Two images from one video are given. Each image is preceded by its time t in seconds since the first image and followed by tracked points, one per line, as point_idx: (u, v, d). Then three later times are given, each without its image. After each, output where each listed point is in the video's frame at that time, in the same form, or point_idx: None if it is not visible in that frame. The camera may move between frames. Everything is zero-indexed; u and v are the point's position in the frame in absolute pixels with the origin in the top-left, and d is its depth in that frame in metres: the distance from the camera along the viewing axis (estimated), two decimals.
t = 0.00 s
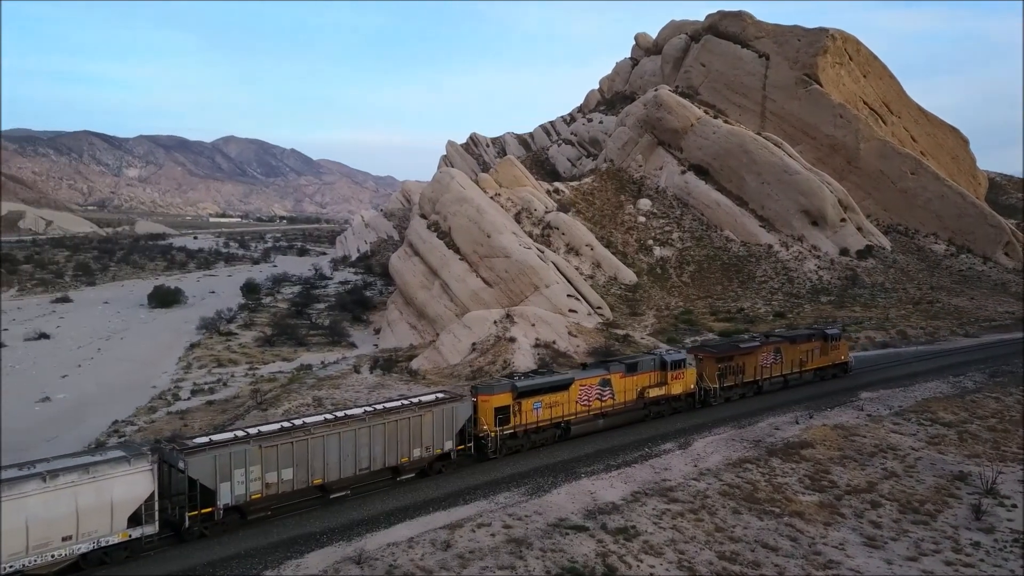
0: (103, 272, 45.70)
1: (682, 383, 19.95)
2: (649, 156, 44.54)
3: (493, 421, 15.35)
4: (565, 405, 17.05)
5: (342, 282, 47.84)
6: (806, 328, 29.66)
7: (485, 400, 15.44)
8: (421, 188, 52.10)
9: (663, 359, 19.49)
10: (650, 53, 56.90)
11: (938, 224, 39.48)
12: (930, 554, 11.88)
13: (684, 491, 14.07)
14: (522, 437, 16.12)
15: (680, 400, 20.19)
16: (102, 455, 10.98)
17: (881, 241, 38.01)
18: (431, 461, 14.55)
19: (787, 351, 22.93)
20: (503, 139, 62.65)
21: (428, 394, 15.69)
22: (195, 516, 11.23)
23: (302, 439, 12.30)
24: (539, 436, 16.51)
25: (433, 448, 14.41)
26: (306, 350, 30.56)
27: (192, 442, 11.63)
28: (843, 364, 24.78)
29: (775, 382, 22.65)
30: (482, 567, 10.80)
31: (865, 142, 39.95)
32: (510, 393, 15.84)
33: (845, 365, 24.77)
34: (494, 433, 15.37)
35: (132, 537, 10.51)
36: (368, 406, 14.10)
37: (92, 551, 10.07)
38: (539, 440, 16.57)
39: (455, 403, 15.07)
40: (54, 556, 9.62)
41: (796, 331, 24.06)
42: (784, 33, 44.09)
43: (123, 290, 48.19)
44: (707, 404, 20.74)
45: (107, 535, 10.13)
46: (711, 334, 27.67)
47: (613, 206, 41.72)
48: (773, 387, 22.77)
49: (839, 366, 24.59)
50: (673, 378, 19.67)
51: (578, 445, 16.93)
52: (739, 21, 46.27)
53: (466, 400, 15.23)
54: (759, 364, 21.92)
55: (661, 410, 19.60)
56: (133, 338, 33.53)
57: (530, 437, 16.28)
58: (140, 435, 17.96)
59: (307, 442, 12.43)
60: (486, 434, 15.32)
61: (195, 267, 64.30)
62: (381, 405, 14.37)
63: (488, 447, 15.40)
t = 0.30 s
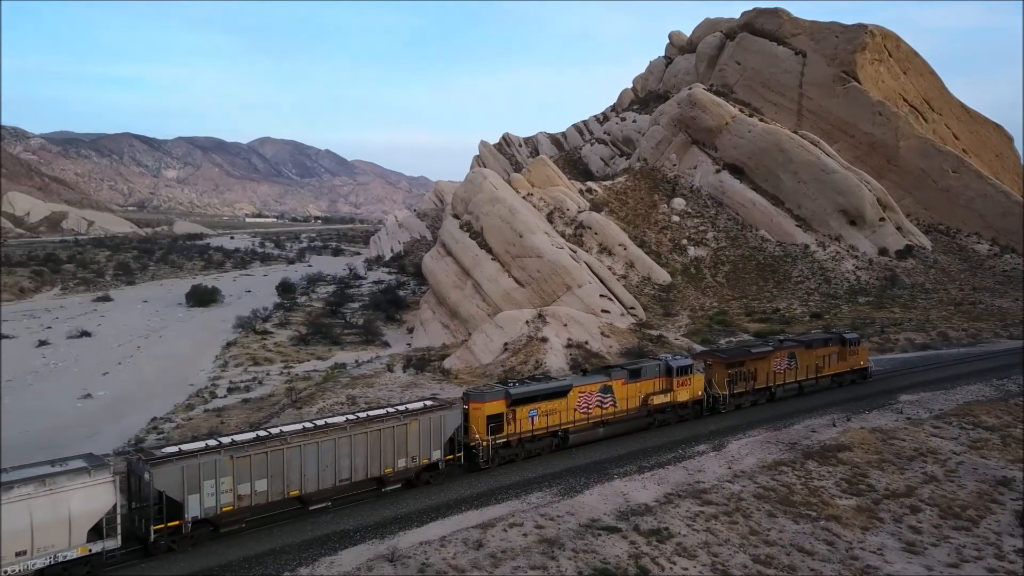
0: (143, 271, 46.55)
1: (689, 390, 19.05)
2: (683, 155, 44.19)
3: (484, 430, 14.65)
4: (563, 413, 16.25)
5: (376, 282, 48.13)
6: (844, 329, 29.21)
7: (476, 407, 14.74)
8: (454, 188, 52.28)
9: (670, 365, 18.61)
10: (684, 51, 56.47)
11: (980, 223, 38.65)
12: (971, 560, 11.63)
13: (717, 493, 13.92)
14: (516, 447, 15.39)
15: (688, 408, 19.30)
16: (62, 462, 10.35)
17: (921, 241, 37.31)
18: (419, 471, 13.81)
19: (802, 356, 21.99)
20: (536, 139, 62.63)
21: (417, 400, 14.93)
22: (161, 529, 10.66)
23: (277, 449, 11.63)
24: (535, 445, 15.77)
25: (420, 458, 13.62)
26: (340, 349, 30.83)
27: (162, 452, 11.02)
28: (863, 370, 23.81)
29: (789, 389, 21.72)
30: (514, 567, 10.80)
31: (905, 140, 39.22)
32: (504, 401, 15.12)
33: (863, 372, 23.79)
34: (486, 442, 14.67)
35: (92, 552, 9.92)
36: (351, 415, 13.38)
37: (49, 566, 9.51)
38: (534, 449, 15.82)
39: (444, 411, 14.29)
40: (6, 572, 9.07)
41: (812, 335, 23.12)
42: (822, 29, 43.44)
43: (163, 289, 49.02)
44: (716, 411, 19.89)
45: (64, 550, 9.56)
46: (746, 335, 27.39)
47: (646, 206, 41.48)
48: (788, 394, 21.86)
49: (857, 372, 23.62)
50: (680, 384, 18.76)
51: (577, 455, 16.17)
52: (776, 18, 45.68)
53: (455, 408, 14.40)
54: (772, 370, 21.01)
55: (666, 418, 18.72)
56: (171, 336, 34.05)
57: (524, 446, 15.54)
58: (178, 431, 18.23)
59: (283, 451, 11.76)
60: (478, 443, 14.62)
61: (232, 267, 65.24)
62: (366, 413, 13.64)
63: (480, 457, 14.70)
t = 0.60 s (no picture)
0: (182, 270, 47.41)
1: (694, 398, 18.22)
2: (718, 154, 43.78)
3: (473, 438, 14.05)
4: (557, 421, 15.54)
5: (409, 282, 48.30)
6: (883, 331, 28.71)
7: (465, 415, 14.14)
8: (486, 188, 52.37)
9: (673, 371, 17.83)
10: (719, 49, 55.93)
11: None
12: (1015, 567, 11.36)
13: (752, 496, 13.76)
14: (507, 456, 14.73)
15: (694, 416, 18.46)
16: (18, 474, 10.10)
17: (962, 241, 36.54)
18: (402, 482, 13.26)
19: (815, 362, 21.18)
20: (569, 139, 62.51)
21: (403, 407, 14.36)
22: (122, 543, 10.24)
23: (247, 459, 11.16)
24: (528, 455, 15.08)
25: (403, 469, 13.09)
26: (374, 348, 31.07)
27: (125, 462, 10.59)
28: (880, 376, 22.95)
29: (802, 396, 20.88)
30: (546, 567, 10.78)
31: (946, 138, 38.43)
32: (494, 409, 14.47)
33: (881, 378, 22.94)
34: (475, 452, 14.07)
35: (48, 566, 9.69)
36: (329, 423, 12.86)
37: None
38: (527, 459, 15.14)
39: (430, 419, 13.68)
40: None
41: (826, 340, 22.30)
42: (860, 26, 42.75)
43: (201, 289, 49.87)
44: (723, 420, 19.03)
45: (15, 564, 9.36)
46: (782, 336, 27.04)
47: (680, 205, 41.19)
48: (801, 402, 21.00)
49: (875, 379, 22.78)
50: (684, 392, 17.95)
51: (575, 464, 15.48)
52: (813, 14, 45.03)
53: (441, 416, 13.82)
54: (783, 375, 20.20)
55: (670, 427, 17.87)
56: (209, 335, 34.58)
57: (516, 455, 14.86)
58: (215, 428, 18.51)
59: (253, 461, 11.27)
60: (466, 452, 14.02)
61: (268, 267, 66.14)
62: (345, 421, 13.11)
63: (468, 467, 14.08)
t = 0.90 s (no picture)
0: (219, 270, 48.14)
1: (695, 405, 17.45)
2: (753, 152, 43.33)
3: (458, 447, 13.39)
4: (549, 430, 14.83)
5: (441, 282, 48.36)
6: (923, 332, 28.16)
7: (449, 423, 13.50)
8: (518, 188, 52.40)
9: (672, 377, 17.10)
10: (754, 47, 55.38)
11: None
12: None
13: (788, 499, 13.58)
14: (495, 466, 14.05)
15: (696, 424, 17.66)
16: None
17: (1005, 241, 35.73)
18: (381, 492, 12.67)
19: (827, 368, 20.41)
20: (602, 138, 62.31)
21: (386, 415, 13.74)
22: (77, 556, 9.84)
23: (212, 469, 10.61)
24: (518, 464, 14.38)
25: (381, 479, 12.47)
26: (407, 347, 31.23)
27: (84, 472, 10.11)
28: (897, 383, 22.13)
29: (813, 403, 20.10)
30: (578, 567, 10.75)
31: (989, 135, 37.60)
32: (481, 417, 13.80)
33: (898, 385, 22.12)
34: (460, 462, 13.42)
35: None
36: (305, 432, 12.29)
37: None
38: (517, 469, 14.44)
39: (412, 427, 13.00)
40: None
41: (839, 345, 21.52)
42: (900, 22, 42.03)
43: (238, 288, 50.57)
44: (728, 428, 18.27)
45: None
46: (818, 338, 26.69)
47: (714, 204, 40.87)
48: (811, 409, 20.20)
49: (891, 386, 21.97)
50: (684, 399, 17.19)
51: (607, 465, 15.39)
52: (852, 11, 44.44)
53: (424, 424, 13.18)
54: (793, 382, 19.45)
55: (670, 435, 17.09)
56: (246, 334, 35.09)
57: (505, 465, 14.17)
58: (251, 426, 18.75)
59: (220, 471, 10.72)
60: (451, 461, 13.37)
61: (303, 267, 66.80)
62: (322, 429, 12.54)
63: (452, 478, 13.43)
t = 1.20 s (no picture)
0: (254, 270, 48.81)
1: (696, 413, 16.65)
2: (789, 151, 42.82)
3: (438, 457, 12.79)
4: (536, 439, 14.19)
5: (473, 282, 48.48)
6: (964, 334, 27.57)
7: (430, 432, 12.90)
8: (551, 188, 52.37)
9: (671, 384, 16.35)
10: (790, 44, 54.70)
11: None
12: None
13: (824, 503, 13.38)
14: (479, 476, 13.42)
15: (696, 432, 16.84)
16: None
17: None
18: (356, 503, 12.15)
19: (837, 374, 19.47)
20: (634, 137, 61.99)
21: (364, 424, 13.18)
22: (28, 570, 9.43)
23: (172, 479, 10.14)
24: (503, 475, 13.75)
25: (355, 490, 11.94)
26: (439, 347, 31.34)
27: (40, 482, 9.69)
28: (913, 390, 21.14)
29: (823, 411, 19.17)
30: (610, 568, 10.70)
31: None
32: (464, 425, 13.19)
33: (914, 392, 21.14)
34: (441, 472, 12.83)
35: None
36: (275, 440, 11.78)
37: None
38: (502, 480, 13.81)
39: (389, 436, 12.45)
40: None
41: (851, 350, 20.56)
42: (941, 17, 41.18)
43: (273, 288, 51.24)
44: (730, 437, 17.36)
45: None
46: (856, 339, 26.27)
47: (749, 204, 40.51)
48: (821, 417, 19.23)
49: (907, 393, 21.00)
50: (684, 406, 16.41)
51: (638, 467, 15.28)
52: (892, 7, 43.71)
53: (403, 433, 12.60)
54: (801, 389, 18.54)
55: (669, 444, 16.31)
56: (281, 333, 35.53)
57: (489, 476, 13.55)
58: (286, 424, 18.97)
59: (181, 482, 10.24)
60: (431, 471, 12.77)
61: (337, 266, 67.42)
62: (293, 438, 12.03)
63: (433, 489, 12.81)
